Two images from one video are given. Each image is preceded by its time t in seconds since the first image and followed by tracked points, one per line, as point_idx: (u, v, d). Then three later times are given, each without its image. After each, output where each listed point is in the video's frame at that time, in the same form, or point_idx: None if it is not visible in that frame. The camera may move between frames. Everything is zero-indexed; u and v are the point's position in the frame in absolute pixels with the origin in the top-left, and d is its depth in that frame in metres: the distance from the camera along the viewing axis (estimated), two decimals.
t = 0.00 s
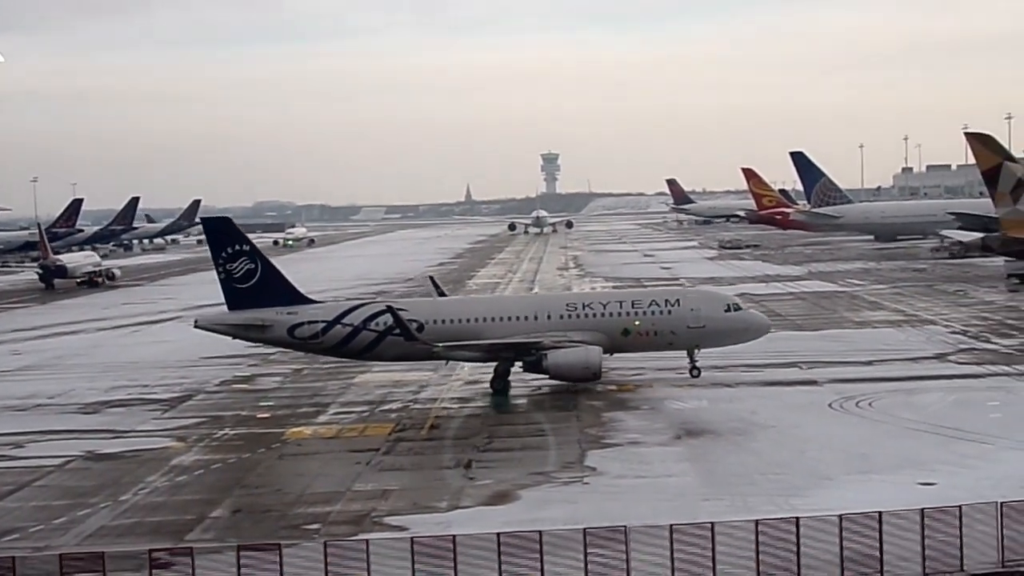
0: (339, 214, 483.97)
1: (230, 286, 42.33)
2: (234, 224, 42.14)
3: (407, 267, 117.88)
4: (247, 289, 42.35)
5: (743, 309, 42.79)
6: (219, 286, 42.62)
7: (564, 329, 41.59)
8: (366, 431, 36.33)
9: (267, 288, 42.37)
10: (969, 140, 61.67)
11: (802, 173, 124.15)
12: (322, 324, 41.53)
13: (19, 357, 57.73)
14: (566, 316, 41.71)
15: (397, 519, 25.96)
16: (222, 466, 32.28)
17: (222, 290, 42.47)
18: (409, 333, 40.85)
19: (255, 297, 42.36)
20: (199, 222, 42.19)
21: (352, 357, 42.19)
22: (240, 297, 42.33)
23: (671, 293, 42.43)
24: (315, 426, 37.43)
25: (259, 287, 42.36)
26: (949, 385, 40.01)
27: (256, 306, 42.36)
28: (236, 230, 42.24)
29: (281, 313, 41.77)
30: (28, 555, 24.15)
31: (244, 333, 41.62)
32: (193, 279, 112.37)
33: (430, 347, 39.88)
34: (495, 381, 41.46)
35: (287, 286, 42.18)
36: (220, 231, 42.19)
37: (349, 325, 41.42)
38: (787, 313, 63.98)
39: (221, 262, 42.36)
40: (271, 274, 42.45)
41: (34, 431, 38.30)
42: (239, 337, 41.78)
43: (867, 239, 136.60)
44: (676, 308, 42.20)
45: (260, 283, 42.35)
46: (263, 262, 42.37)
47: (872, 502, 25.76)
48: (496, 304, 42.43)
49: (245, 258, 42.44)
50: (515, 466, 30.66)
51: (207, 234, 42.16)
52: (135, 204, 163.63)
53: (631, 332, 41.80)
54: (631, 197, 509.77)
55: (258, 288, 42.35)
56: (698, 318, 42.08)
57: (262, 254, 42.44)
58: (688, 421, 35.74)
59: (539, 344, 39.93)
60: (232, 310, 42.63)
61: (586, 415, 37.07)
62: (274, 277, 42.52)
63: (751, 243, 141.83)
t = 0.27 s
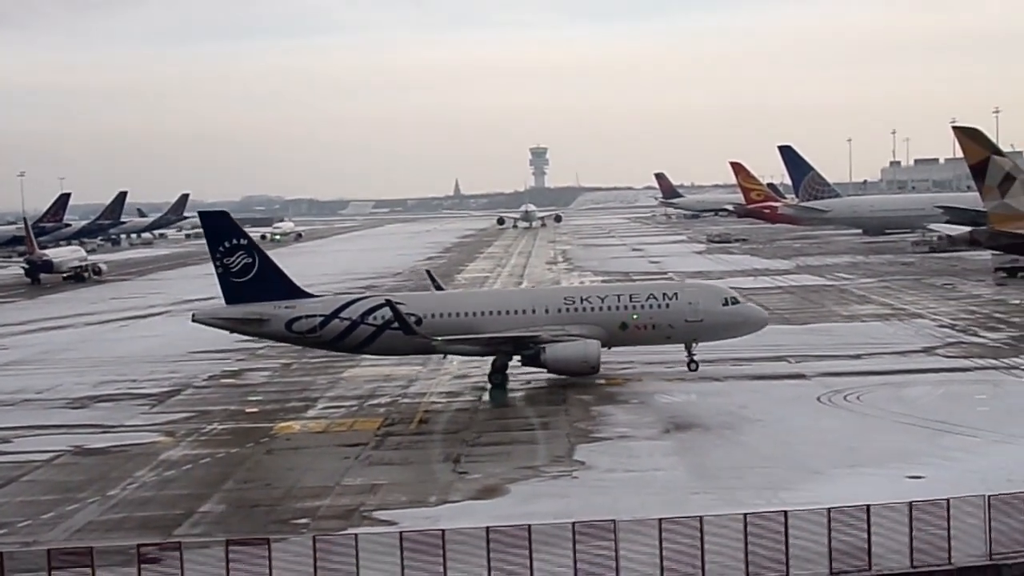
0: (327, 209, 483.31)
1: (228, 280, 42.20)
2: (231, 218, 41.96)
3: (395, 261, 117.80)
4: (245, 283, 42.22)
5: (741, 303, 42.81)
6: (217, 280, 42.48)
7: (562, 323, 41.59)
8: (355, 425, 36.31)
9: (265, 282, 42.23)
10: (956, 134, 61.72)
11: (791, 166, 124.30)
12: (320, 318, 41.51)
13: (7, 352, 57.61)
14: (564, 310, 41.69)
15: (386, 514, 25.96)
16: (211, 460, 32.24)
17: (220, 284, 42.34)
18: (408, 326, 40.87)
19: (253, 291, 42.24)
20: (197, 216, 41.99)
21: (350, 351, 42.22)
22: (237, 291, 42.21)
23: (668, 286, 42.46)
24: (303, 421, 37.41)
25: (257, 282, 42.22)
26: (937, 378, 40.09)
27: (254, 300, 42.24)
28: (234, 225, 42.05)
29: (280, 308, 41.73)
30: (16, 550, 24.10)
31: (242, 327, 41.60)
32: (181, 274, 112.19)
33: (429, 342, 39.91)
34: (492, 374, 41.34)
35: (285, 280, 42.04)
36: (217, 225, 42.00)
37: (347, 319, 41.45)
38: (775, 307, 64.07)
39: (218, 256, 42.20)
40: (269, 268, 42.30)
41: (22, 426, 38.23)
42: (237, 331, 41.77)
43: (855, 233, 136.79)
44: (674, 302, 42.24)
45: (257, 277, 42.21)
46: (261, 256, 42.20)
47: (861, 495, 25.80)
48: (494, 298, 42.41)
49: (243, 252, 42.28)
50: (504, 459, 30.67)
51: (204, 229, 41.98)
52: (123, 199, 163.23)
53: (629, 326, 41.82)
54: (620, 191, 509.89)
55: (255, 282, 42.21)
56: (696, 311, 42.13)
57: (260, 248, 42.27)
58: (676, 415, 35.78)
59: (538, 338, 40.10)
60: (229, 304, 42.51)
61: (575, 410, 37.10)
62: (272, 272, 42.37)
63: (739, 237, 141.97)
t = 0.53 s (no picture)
0: (314, 203, 482.61)
1: (224, 274, 42.12)
2: (226, 212, 41.87)
3: (382, 256, 117.71)
4: (240, 276, 42.14)
5: (737, 297, 42.83)
6: (213, 274, 42.41)
7: (558, 316, 41.66)
8: (342, 419, 36.27)
9: (260, 275, 42.14)
10: (940, 127, 61.80)
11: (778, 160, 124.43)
12: (317, 312, 41.39)
13: None
14: (561, 304, 41.79)
15: (372, 508, 25.93)
16: (197, 455, 32.20)
17: (216, 277, 42.27)
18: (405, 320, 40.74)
19: (249, 284, 42.16)
20: (192, 211, 41.89)
21: (345, 344, 42.17)
22: (233, 285, 42.14)
23: (666, 280, 42.61)
24: (290, 415, 37.38)
25: (252, 275, 42.13)
26: (923, 372, 40.18)
27: (250, 293, 42.17)
28: (229, 218, 41.95)
29: (275, 301, 41.66)
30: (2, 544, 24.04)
31: (237, 321, 41.49)
32: (167, 269, 111.92)
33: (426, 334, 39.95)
34: (488, 368, 41.09)
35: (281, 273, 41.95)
36: (213, 219, 41.92)
37: (343, 313, 41.37)
38: (762, 301, 64.14)
39: (214, 249, 42.12)
40: (265, 262, 42.20)
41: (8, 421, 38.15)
42: (232, 325, 41.66)
43: (842, 227, 137.00)
44: (670, 296, 42.37)
45: (253, 271, 42.12)
46: (256, 249, 42.11)
47: (845, 489, 25.85)
48: (491, 291, 42.52)
49: (239, 246, 42.19)
50: (491, 454, 30.67)
51: (200, 222, 41.90)
52: (109, 194, 162.73)
53: (625, 319, 41.91)
54: (606, 185, 510.05)
55: (251, 276, 42.12)
56: (693, 305, 42.20)
57: (255, 241, 42.17)
58: (663, 409, 35.79)
59: (534, 332, 39.88)
60: (225, 297, 42.44)
61: (562, 404, 37.11)
62: (268, 265, 42.27)
63: (726, 231, 142.06)
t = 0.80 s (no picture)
0: (292, 195, 481.68)
1: (211, 267, 41.94)
2: (214, 205, 41.65)
3: (360, 248, 117.60)
4: (228, 269, 41.98)
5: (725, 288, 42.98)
6: (200, 266, 42.20)
7: (546, 309, 41.59)
8: (320, 413, 36.23)
9: (248, 268, 42.00)
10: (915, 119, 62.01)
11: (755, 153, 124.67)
12: (305, 305, 41.37)
13: None
14: (549, 296, 41.72)
15: (352, 501, 25.92)
16: (175, 449, 32.12)
17: (203, 270, 42.06)
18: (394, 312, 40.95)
19: (236, 277, 42.01)
20: (179, 204, 41.60)
21: (332, 337, 42.16)
22: (221, 277, 41.97)
23: (653, 272, 42.72)
24: (268, 409, 37.33)
25: (240, 268, 41.98)
26: (900, 364, 40.33)
27: (237, 286, 42.03)
28: (217, 211, 41.72)
29: (263, 294, 41.52)
30: None
31: (225, 314, 41.36)
32: (144, 262, 111.52)
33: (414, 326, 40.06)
34: (476, 361, 41.19)
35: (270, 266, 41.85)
36: (200, 212, 41.68)
37: (331, 306, 41.38)
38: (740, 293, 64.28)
39: (202, 242, 41.90)
40: (252, 254, 42.07)
41: None
42: (220, 318, 41.54)
43: (819, 219, 137.35)
44: (658, 288, 42.46)
45: (241, 263, 41.97)
46: (244, 242, 41.94)
47: (824, 480, 25.94)
48: (478, 283, 42.38)
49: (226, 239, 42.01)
50: (470, 447, 30.68)
51: (187, 215, 41.65)
52: (86, 186, 162.02)
53: (613, 311, 41.93)
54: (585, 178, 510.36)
55: (239, 268, 41.98)
56: (681, 297, 42.31)
57: (243, 235, 42.00)
58: (642, 401, 35.85)
59: (523, 324, 40.22)
60: (212, 290, 42.27)
61: (541, 396, 37.15)
62: (256, 258, 42.15)
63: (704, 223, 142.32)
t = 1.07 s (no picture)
0: (277, 192, 481.01)
1: (205, 263, 41.74)
2: (208, 201, 41.39)
3: (345, 245, 117.49)
4: (222, 265, 41.83)
5: (719, 284, 43.20)
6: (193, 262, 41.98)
7: (541, 304, 41.77)
8: (305, 410, 36.19)
9: (243, 264, 41.91)
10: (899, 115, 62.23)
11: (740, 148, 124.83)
12: (299, 301, 41.28)
13: None
14: (544, 292, 41.88)
15: (337, 498, 25.91)
16: (160, 446, 32.05)
17: (196, 266, 41.85)
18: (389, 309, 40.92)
19: (230, 273, 41.88)
20: (173, 200, 41.28)
21: (326, 333, 42.11)
22: (215, 273, 41.81)
23: (647, 267, 42.84)
24: (253, 405, 37.28)
25: (234, 265, 41.87)
26: (884, 359, 40.44)
27: (232, 282, 41.91)
28: (212, 208, 41.52)
29: (257, 290, 41.44)
30: None
31: (219, 310, 41.25)
32: (128, 259, 111.25)
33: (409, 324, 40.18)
34: (471, 357, 41.06)
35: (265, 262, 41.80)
36: (195, 208, 41.39)
37: (326, 302, 41.32)
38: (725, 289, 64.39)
39: (195, 239, 41.65)
40: (246, 250, 41.98)
41: None
42: (214, 314, 41.41)
43: (804, 215, 137.60)
44: (652, 283, 42.61)
45: (235, 259, 41.85)
46: (238, 239, 41.83)
47: (807, 475, 26.00)
48: (473, 279, 42.42)
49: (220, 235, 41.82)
50: (456, 443, 30.69)
51: (181, 212, 41.32)
52: (70, 183, 161.50)
53: (608, 307, 42.12)
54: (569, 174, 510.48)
55: (233, 265, 41.86)
56: (675, 292, 42.54)
57: (237, 231, 41.88)
58: (627, 396, 35.88)
59: (518, 320, 40.15)
60: (205, 286, 42.09)
61: (526, 392, 37.15)
62: (249, 254, 42.06)
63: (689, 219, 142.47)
